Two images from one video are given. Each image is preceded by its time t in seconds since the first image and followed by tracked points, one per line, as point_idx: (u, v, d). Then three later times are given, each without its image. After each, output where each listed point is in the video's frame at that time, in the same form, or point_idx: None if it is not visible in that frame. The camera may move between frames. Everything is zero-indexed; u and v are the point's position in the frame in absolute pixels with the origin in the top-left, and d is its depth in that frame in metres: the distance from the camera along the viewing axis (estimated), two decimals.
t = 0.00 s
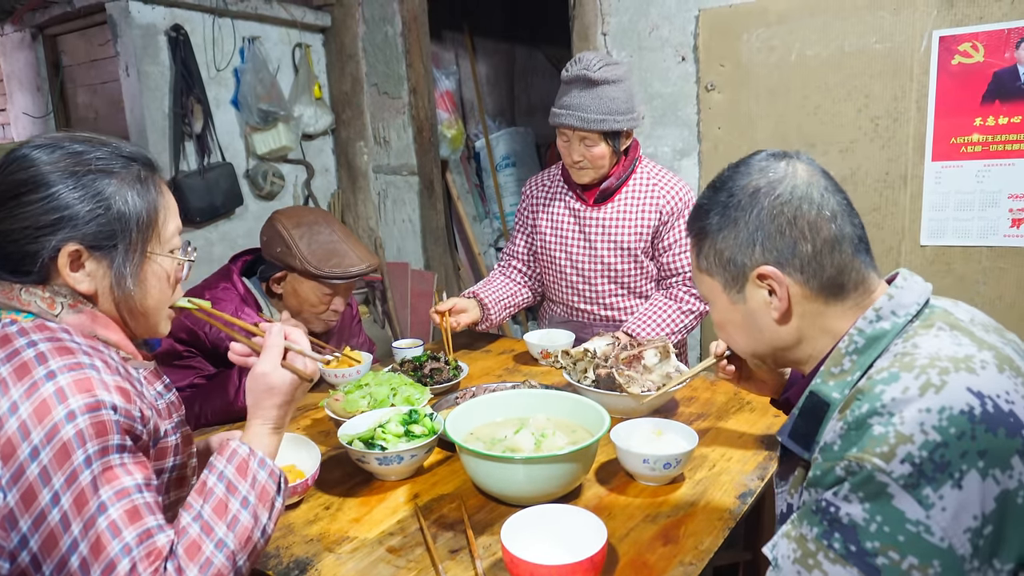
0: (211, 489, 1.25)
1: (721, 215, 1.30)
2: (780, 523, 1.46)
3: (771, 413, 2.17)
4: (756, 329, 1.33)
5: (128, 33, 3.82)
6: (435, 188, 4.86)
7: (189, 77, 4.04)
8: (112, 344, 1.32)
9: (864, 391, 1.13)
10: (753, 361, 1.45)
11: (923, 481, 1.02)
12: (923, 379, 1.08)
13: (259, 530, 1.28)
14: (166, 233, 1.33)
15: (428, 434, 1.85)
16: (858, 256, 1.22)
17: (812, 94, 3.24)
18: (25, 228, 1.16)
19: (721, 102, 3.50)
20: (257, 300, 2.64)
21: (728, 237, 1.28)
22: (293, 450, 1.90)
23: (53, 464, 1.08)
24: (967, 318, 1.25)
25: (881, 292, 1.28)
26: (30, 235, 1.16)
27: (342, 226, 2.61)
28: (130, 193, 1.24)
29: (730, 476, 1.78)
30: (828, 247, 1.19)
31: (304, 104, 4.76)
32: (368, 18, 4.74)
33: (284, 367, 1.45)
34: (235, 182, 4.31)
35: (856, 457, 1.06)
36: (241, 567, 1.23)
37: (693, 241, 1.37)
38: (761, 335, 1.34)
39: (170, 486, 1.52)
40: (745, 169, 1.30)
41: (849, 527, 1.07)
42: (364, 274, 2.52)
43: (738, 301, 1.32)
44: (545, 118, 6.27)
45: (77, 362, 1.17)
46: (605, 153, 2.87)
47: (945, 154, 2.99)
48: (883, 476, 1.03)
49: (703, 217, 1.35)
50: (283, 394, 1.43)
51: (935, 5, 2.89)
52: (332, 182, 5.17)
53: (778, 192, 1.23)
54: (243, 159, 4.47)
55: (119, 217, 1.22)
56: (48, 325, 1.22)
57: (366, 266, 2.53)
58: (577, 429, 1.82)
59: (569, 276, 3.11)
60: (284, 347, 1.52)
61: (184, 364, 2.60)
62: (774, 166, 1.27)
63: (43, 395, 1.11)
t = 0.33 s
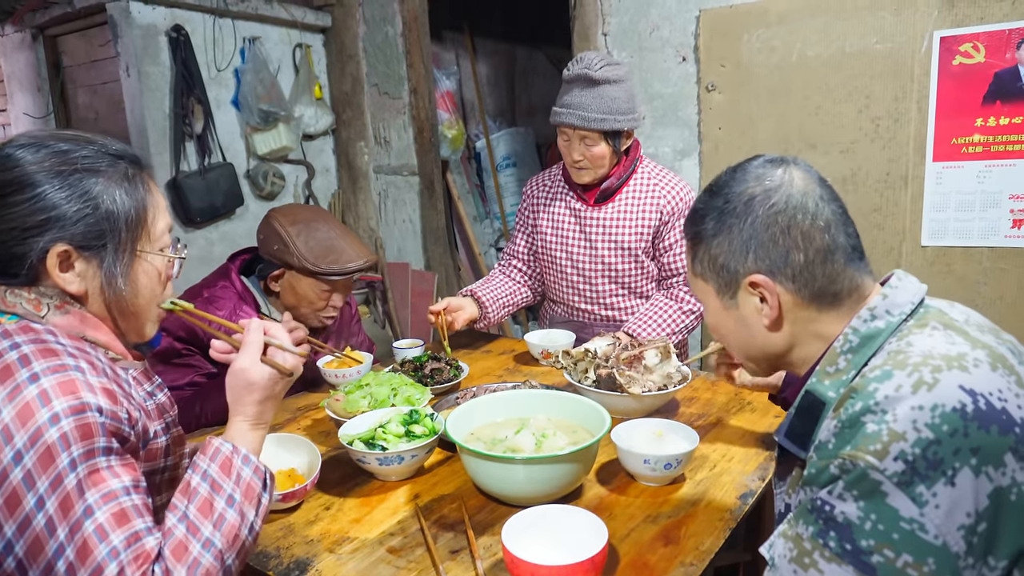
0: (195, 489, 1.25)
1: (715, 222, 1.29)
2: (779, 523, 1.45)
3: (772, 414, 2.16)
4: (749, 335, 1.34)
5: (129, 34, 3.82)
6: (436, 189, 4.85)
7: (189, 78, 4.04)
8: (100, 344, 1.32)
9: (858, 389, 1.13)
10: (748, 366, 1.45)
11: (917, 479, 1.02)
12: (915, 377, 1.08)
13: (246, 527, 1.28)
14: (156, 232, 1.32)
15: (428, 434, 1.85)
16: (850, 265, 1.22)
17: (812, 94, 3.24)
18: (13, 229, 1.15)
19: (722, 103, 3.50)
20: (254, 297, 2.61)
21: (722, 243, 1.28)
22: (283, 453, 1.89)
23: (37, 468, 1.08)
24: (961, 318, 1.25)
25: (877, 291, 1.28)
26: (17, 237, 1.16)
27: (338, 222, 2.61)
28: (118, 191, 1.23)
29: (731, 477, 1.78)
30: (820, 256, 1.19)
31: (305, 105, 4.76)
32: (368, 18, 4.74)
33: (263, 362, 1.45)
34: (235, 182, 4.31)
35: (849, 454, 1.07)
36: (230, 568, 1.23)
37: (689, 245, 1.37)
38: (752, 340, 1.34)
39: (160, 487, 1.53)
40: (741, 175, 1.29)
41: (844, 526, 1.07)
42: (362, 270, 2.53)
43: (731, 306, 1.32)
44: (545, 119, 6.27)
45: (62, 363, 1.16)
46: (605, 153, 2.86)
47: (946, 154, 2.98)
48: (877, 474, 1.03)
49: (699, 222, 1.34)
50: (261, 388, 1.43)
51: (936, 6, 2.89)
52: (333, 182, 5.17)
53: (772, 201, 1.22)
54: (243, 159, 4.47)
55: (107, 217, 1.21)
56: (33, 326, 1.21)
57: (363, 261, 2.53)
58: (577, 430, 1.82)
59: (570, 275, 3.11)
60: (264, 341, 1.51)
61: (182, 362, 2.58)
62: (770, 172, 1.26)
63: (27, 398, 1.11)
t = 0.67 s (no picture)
0: (193, 495, 1.25)
1: (706, 229, 1.30)
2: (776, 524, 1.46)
3: (772, 415, 2.16)
4: (737, 341, 1.34)
5: (130, 33, 3.82)
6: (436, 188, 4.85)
7: (191, 77, 4.04)
8: (97, 345, 1.32)
9: (852, 388, 1.14)
10: (741, 373, 1.45)
11: (912, 477, 1.02)
12: (910, 375, 1.09)
13: (244, 536, 1.28)
14: (152, 230, 1.32)
15: (428, 434, 1.85)
16: (837, 273, 1.22)
17: (813, 94, 3.24)
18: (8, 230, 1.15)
19: (723, 103, 3.50)
20: (251, 292, 2.62)
21: (711, 250, 1.28)
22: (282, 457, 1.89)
23: (31, 473, 1.08)
24: (956, 318, 1.25)
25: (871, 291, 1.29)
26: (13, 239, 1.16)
27: (330, 214, 2.62)
28: (113, 190, 1.23)
29: (731, 477, 1.78)
30: (806, 266, 1.20)
31: (306, 104, 4.76)
32: (369, 18, 4.74)
33: (264, 368, 1.44)
34: (236, 182, 4.32)
35: (844, 453, 1.07)
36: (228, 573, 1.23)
37: (680, 251, 1.37)
38: (740, 345, 1.34)
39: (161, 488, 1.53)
40: (732, 184, 1.29)
41: (840, 525, 1.06)
42: (355, 260, 2.55)
43: (719, 313, 1.32)
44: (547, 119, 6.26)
45: (56, 366, 1.16)
46: (606, 151, 2.86)
47: (947, 155, 2.98)
48: (872, 472, 1.03)
49: (690, 230, 1.35)
50: (262, 393, 1.43)
51: (938, 6, 2.89)
52: (334, 182, 5.17)
53: (759, 211, 1.23)
54: (244, 158, 4.47)
55: (103, 217, 1.21)
56: (29, 329, 1.21)
57: (356, 251, 2.56)
58: (578, 430, 1.82)
59: (569, 275, 3.11)
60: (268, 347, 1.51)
61: (180, 357, 2.57)
62: (760, 183, 1.26)
63: (21, 402, 1.10)
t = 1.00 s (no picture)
0: (204, 515, 1.21)
1: (697, 231, 1.30)
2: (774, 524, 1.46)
3: (771, 414, 2.17)
4: (732, 344, 1.34)
5: (131, 33, 3.82)
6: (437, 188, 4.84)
7: (191, 77, 4.05)
8: (100, 345, 1.32)
9: (846, 388, 1.14)
10: (737, 375, 1.46)
11: (906, 477, 1.02)
12: (903, 375, 1.09)
13: (247, 564, 1.24)
14: (157, 231, 1.33)
15: (429, 433, 1.85)
16: (830, 274, 1.22)
17: (814, 94, 3.24)
18: (12, 230, 1.16)
19: (723, 103, 3.50)
20: (246, 287, 2.63)
21: (704, 251, 1.28)
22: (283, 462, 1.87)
23: (35, 478, 1.06)
24: (950, 319, 1.25)
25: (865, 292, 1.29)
26: (16, 238, 1.16)
27: (319, 206, 2.63)
28: (117, 191, 1.23)
29: (731, 477, 1.78)
30: (798, 266, 1.20)
31: (307, 104, 4.76)
32: (370, 18, 4.75)
33: (291, 398, 1.39)
34: (237, 182, 4.32)
35: (838, 453, 1.07)
36: None
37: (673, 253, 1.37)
38: (734, 347, 1.35)
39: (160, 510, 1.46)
40: (724, 187, 1.30)
41: (836, 525, 1.07)
42: (346, 250, 2.55)
43: (714, 314, 1.32)
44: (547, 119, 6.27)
45: (64, 370, 1.14)
46: (605, 148, 2.85)
47: (948, 155, 2.98)
48: (866, 473, 1.04)
49: (682, 233, 1.35)
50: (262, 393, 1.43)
51: (938, 7, 2.89)
52: (335, 181, 5.18)
53: (750, 212, 1.23)
54: (245, 158, 4.48)
55: (106, 217, 1.21)
56: (35, 331, 1.20)
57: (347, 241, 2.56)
58: (578, 430, 1.82)
59: (569, 276, 3.11)
60: (297, 375, 1.46)
61: (178, 354, 2.55)
62: (752, 185, 1.26)
63: (28, 406, 1.08)
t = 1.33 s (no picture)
0: (228, 561, 1.24)
1: (696, 239, 1.30)
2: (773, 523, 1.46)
3: (771, 414, 2.17)
4: (737, 349, 1.34)
5: (132, 33, 3.83)
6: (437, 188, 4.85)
7: (192, 77, 4.05)
8: (106, 346, 1.31)
9: (844, 388, 1.14)
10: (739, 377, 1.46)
11: (904, 476, 1.03)
12: (900, 375, 1.09)
13: None
14: (156, 228, 1.33)
15: (430, 433, 1.86)
16: (831, 274, 1.23)
17: (814, 95, 3.25)
18: (12, 229, 1.16)
19: (723, 103, 3.51)
20: (241, 285, 2.66)
21: (704, 259, 1.29)
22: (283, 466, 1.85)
23: (35, 485, 1.06)
24: (947, 318, 1.26)
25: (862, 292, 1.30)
26: (17, 238, 1.17)
27: (314, 203, 2.63)
28: (116, 188, 1.24)
29: (731, 477, 1.78)
30: (801, 267, 1.20)
31: (307, 104, 4.77)
32: (370, 18, 4.76)
33: (330, 481, 1.42)
34: (237, 183, 4.33)
35: (837, 454, 1.08)
36: None
37: (673, 262, 1.37)
38: (739, 351, 1.35)
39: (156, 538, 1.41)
40: (719, 193, 1.30)
41: (835, 525, 1.07)
42: (338, 243, 2.54)
43: (717, 321, 1.33)
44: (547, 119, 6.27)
45: (71, 376, 1.14)
46: (604, 145, 2.85)
47: (948, 155, 2.99)
48: (865, 473, 1.04)
49: (680, 238, 1.35)
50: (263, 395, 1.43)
51: (938, 7, 2.89)
52: (335, 182, 5.19)
53: (750, 217, 1.24)
54: (246, 158, 4.49)
55: (106, 215, 1.22)
56: (42, 335, 1.20)
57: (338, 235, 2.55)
58: (578, 429, 1.83)
59: (569, 275, 3.12)
60: (337, 462, 1.49)
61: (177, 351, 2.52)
62: (747, 188, 1.27)
63: (33, 412, 1.08)
